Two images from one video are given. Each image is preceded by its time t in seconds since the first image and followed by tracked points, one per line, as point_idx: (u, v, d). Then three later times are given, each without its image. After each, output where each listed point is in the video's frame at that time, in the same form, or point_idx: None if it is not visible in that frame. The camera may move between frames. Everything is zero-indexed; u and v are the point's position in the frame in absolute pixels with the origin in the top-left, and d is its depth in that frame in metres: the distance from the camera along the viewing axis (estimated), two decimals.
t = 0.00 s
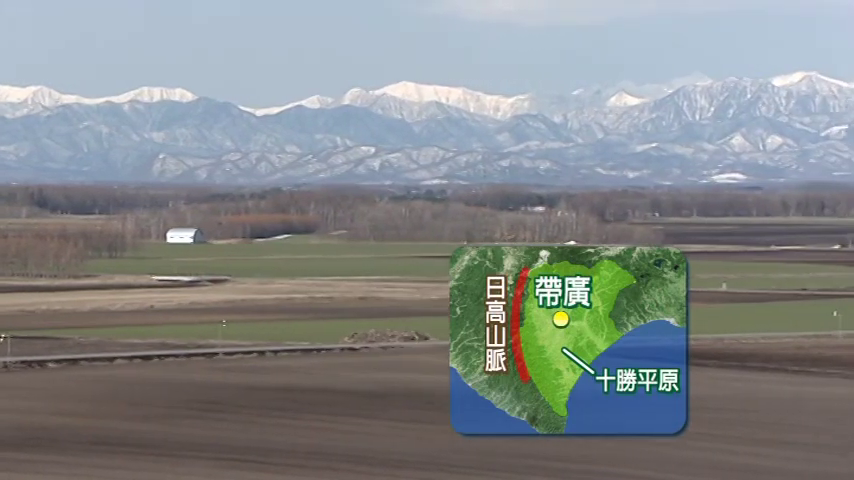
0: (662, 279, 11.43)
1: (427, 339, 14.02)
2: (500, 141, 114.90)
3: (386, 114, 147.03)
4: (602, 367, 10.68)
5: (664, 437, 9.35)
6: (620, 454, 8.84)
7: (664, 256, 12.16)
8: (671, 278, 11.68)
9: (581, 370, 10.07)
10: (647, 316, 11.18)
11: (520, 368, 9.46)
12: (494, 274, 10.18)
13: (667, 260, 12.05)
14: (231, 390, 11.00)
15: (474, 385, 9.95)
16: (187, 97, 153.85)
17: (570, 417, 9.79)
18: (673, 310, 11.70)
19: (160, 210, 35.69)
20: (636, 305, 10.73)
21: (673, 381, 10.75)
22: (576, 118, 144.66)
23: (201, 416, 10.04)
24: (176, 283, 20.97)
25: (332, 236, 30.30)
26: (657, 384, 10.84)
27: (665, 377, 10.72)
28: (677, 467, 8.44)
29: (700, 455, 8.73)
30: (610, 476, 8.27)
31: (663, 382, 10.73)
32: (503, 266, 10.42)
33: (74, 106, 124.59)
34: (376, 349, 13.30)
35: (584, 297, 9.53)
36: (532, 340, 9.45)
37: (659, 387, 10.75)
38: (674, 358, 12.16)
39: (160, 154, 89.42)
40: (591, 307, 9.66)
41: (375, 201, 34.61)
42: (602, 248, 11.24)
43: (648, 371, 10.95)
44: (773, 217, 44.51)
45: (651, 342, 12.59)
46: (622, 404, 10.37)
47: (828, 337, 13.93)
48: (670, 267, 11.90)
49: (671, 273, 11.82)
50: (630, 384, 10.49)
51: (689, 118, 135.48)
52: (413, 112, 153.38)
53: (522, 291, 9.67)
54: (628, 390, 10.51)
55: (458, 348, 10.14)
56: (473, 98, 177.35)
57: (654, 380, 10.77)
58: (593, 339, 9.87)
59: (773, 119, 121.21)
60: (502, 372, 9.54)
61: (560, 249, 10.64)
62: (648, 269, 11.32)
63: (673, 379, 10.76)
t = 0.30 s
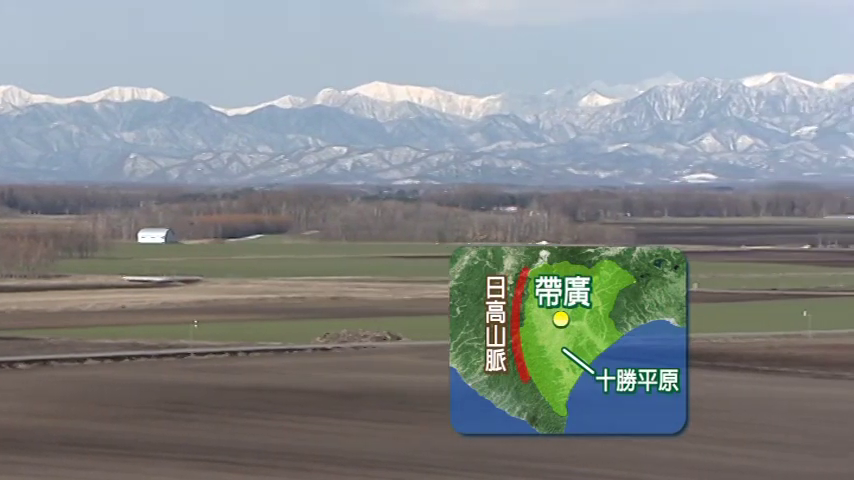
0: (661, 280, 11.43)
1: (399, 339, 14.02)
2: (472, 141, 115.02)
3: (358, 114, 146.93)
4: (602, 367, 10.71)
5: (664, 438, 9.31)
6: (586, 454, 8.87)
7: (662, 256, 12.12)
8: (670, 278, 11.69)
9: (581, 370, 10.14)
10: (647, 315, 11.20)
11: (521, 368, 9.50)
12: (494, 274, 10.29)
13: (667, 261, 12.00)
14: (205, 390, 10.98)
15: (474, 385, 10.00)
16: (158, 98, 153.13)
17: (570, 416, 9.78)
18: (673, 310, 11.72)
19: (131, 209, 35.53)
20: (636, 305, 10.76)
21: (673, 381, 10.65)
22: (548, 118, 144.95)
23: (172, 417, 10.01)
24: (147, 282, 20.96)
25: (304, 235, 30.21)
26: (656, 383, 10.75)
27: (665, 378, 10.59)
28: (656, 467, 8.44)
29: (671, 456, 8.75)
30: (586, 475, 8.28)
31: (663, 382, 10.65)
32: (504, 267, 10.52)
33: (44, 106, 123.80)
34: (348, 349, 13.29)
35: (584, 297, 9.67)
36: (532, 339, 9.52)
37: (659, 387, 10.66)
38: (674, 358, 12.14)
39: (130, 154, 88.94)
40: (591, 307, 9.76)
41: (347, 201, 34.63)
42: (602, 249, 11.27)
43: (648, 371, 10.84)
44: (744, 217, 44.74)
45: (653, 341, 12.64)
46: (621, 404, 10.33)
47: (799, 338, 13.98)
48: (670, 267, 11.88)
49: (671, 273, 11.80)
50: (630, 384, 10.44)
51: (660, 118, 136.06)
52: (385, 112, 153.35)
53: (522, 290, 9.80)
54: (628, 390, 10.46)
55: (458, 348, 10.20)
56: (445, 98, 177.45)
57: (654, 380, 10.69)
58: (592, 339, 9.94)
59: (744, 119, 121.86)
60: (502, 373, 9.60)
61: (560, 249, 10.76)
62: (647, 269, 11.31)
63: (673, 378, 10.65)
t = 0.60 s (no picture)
0: (661, 279, 10.68)
1: (370, 339, 14.05)
2: (444, 141, 115.16)
3: (330, 115, 146.86)
4: (602, 367, 10.46)
5: (664, 438, 9.29)
6: (556, 453, 8.86)
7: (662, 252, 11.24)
8: (670, 279, 10.85)
9: (581, 369, 9.78)
10: (646, 316, 10.52)
11: (521, 368, 9.22)
12: (494, 274, 9.72)
13: (667, 259, 11.09)
14: (179, 391, 10.94)
15: (475, 385, 9.66)
16: (130, 97, 152.59)
17: (570, 417, 9.64)
18: (672, 310, 11.00)
19: (102, 210, 35.40)
20: (636, 306, 10.18)
21: (674, 381, 10.46)
22: (520, 118, 145.20)
23: (147, 418, 9.97)
24: (118, 282, 20.91)
25: (276, 235, 30.18)
26: (657, 383, 10.54)
27: (665, 377, 10.44)
28: (630, 468, 8.44)
29: (637, 454, 8.80)
30: (560, 475, 8.28)
31: (663, 382, 10.48)
32: (504, 267, 9.88)
33: (14, 105, 123.12)
34: (321, 348, 13.30)
35: (584, 296, 9.21)
36: (532, 340, 9.20)
37: (659, 387, 10.50)
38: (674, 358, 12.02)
39: (101, 154, 88.47)
40: (592, 307, 9.32)
41: (319, 201, 34.62)
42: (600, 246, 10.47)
43: (649, 370, 10.66)
44: (715, 217, 44.99)
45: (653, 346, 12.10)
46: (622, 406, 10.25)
47: (769, 337, 14.04)
48: (670, 267, 10.98)
49: (671, 274, 10.94)
50: (630, 384, 10.25)
51: (632, 119, 136.65)
52: (357, 112, 153.37)
53: (522, 290, 9.35)
54: (628, 389, 10.32)
55: (458, 348, 9.74)
56: (417, 99, 177.60)
57: (655, 380, 10.50)
58: (593, 338, 9.52)
59: (715, 119, 122.41)
60: (503, 373, 9.30)
61: (560, 247, 10.02)
62: (648, 268, 10.60)
63: (674, 377, 10.47)
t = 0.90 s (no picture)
0: (661, 279, 10.75)
1: (345, 339, 14.01)
2: (417, 141, 115.15)
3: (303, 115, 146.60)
4: (602, 366, 10.51)
5: (664, 439, 9.33)
6: (534, 453, 8.85)
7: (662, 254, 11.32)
8: (670, 279, 10.93)
9: (581, 370, 9.83)
10: (646, 316, 10.59)
11: (521, 368, 9.27)
12: (494, 275, 9.78)
13: (667, 260, 11.20)
14: (150, 391, 10.89)
15: (474, 385, 9.69)
16: (102, 97, 151.90)
17: (570, 417, 9.66)
18: (672, 310, 11.07)
19: (74, 210, 35.22)
20: (636, 305, 10.25)
21: (674, 381, 10.44)
22: (493, 119, 145.31)
23: (119, 418, 9.94)
24: (91, 282, 20.88)
25: (249, 236, 30.12)
26: (657, 383, 10.51)
27: (665, 376, 10.42)
28: (606, 468, 8.44)
29: (614, 454, 8.81)
30: (537, 476, 8.28)
31: (663, 382, 10.46)
32: (504, 267, 9.96)
33: None
34: (293, 349, 13.27)
35: (584, 297, 9.31)
36: (533, 340, 9.26)
37: (660, 387, 10.47)
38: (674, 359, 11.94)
39: (73, 154, 87.98)
40: (592, 307, 9.40)
41: (292, 202, 34.57)
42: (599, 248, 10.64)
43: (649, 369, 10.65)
44: (687, 217, 45.06)
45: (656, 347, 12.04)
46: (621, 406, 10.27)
47: (743, 337, 14.10)
48: (670, 267, 11.08)
49: (671, 273, 11.03)
50: (630, 384, 10.28)
51: (605, 119, 137.00)
52: (330, 112, 153.23)
53: (523, 290, 9.43)
54: (627, 390, 10.34)
55: (458, 348, 9.75)
56: (391, 99, 177.56)
57: (654, 380, 10.47)
58: (593, 338, 9.59)
59: (687, 120, 122.84)
60: (502, 372, 9.34)
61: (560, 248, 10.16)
62: (648, 268, 10.67)
63: (674, 377, 10.46)
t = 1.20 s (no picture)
0: (662, 280, 11.00)
1: (316, 340, 13.98)
2: (389, 141, 115.21)
3: (275, 115, 146.50)
4: (602, 368, 10.44)
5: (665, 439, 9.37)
6: (497, 453, 8.87)
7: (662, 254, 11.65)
8: (671, 278, 11.21)
9: (581, 370, 9.98)
10: (647, 315, 10.76)
11: (521, 368, 9.47)
12: (494, 274, 10.01)
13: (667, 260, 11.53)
14: (117, 393, 10.85)
15: (474, 385, 9.87)
16: (73, 97, 151.31)
17: (570, 418, 9.87)
18: (673, 310, 11.25)
19: (44, 209, 35.11)
20: (636, 305, 10.45)
21: (674, 381, 10.34)
22: (465, 119, 145.53)
23: (89, 419, 9.89)
24: (62, 282, 20.84)
25: (220, 236, 30.03)
26: (657, 384, 10.43)
27: (665, 377, 10.33)
28: (576, 467, 8.45)
29: (577, 453, 8.85)
30: (510, 475, 8.28)
31: (662, 382, 10.36)
32: (504, 266, 10.17)
33: None
34: (265, 349, 13.28)
35: (584, 297, 9.56)
36: (533, 339, 9.47)
37: (660, 386, 10.38)
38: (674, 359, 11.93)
39: (42, 154, 87.54)
40: (592, 306, 9.62)
41: (264, 202, 34.57)
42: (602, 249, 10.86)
43: (648, 369, 10.54)
44: (658, 217, 45.26)
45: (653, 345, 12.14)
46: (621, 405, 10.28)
47: (715, 337, 14.17)
48: (670, 267, 11.38)
49: (672, 273, 11.32)
50: (630, 384, 10.24)
51: (577, 119, 137.41)
52: (302, 112, 153.14)
53: (522, 290, 9.65)
54: (627, 390, 10.33)
55: (458, 348, 9.91)
56: (363, 99, 177.50)
57: (654, 380, 10.38)
58: (593, 338, 9.79)
59: (658, 121, 123.32)
60: (503, 372, 9.55)
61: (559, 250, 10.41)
62: (648, 269, 10.92)
63: (674, 378, 10.36)
